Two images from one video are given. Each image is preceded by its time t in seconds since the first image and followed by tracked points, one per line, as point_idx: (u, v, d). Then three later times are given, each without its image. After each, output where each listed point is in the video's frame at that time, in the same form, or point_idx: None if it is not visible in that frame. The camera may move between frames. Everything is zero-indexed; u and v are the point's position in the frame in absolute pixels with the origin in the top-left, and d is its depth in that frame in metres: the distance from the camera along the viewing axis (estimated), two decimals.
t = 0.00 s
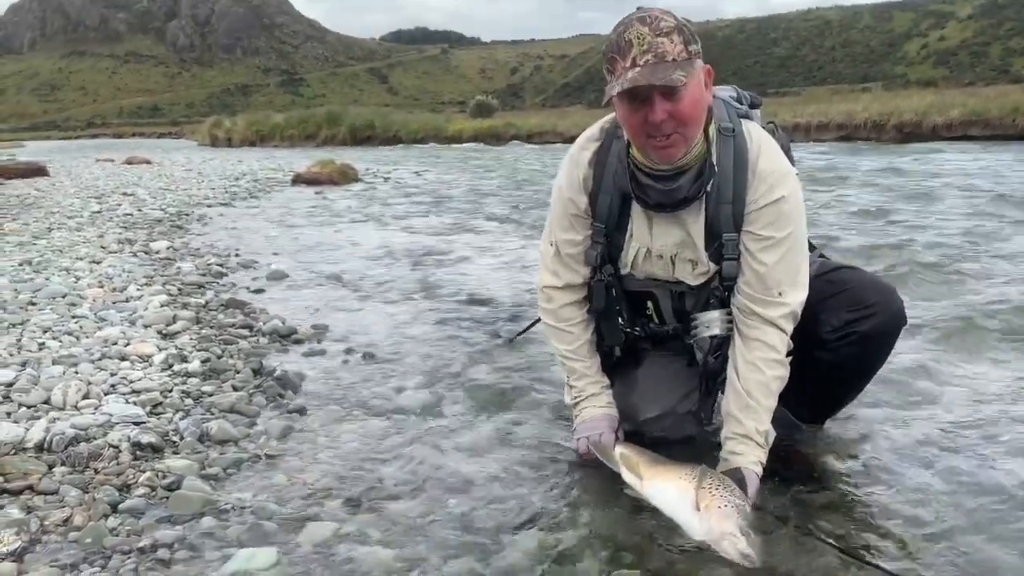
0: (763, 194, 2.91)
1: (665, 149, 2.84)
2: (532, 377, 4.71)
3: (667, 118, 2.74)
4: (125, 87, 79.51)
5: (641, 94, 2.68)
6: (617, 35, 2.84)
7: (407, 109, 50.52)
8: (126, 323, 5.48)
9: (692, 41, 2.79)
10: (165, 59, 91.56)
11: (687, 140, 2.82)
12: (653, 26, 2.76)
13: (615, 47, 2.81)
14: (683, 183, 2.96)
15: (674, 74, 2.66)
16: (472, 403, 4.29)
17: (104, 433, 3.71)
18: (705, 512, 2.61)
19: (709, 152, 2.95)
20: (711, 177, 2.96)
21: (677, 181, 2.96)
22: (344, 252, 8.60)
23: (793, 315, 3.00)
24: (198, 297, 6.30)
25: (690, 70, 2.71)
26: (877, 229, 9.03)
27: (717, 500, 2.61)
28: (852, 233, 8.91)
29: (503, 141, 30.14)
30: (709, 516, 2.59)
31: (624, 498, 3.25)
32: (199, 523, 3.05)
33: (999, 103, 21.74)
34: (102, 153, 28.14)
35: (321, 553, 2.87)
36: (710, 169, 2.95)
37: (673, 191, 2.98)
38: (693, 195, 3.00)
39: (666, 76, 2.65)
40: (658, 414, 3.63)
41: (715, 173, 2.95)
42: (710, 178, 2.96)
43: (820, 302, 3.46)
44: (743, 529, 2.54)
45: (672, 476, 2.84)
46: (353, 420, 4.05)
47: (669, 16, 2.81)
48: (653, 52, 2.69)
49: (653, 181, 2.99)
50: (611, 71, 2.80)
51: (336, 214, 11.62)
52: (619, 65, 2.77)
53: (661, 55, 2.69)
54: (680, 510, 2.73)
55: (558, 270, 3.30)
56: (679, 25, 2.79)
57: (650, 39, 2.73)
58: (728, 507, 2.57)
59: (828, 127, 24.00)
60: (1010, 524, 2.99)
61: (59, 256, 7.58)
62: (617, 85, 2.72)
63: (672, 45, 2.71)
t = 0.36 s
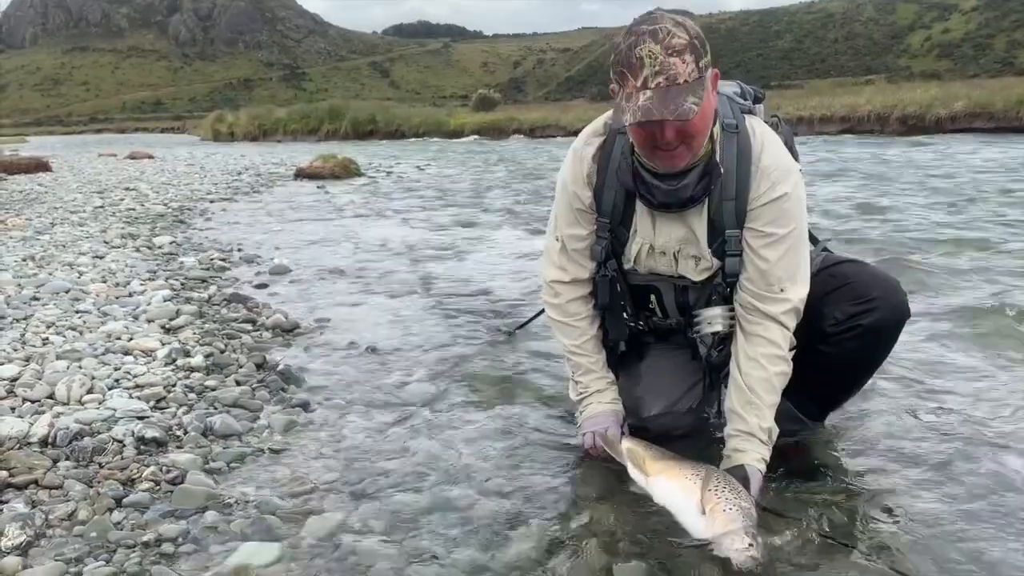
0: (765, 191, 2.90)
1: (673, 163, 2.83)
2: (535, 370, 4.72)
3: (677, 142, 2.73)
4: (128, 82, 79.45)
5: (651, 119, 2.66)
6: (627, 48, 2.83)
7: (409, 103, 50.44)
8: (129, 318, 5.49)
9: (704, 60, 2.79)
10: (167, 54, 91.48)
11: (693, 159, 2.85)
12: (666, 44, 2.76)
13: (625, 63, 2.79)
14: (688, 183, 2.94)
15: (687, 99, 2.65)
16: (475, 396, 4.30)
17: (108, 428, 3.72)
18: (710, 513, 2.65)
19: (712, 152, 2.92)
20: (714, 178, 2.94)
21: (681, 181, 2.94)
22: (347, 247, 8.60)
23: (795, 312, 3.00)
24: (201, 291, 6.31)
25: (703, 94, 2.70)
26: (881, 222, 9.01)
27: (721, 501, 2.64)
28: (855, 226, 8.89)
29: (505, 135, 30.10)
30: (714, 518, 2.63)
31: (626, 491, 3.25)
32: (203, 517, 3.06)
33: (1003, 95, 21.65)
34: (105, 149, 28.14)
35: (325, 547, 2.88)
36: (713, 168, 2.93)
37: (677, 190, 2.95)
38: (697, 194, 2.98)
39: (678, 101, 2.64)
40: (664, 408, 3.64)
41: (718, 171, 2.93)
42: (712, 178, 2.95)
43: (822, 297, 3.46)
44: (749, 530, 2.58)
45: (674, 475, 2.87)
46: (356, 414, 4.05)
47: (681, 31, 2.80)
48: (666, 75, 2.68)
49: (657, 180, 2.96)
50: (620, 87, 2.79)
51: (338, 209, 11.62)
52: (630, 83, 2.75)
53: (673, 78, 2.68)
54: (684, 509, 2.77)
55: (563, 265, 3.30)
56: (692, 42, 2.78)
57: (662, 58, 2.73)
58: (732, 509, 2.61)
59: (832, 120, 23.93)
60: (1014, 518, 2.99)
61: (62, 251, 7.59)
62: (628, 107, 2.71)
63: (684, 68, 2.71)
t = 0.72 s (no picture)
0: (765, 188, 2.91)
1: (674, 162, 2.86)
2: (534, 366, 4.73)
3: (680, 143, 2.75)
4: (127, 75, 79.31)
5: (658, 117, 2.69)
6: (643, 39, 2.84)
7: (410, 98, 50.40)
8: (128, 311, 5.50)
9: (717, 63, 2.81)
10: (166, 48, 91.32)
11: (692, 160, 2.87)
12: (682, 42, 2.77)
13: (640, 56, 2.81)
14: (688, 179, 2.94)
15: (696, 102, 2.68)
16: (474, 391, 4.31)
17: (107, 421, 3.72)
18: (710, 512, 2.66)
19: (713, 149, 2.93)
20: (715, 175, 2.95)
21: (681, 178, 2.94)
22: (347, 242, 8.61)
23: (794, 309, 3.01)
24: (200, 286, 6.32)
25: (712, 98, 2.73)
26: (880, 220, 9.01)
27: (722, 500, 2.65)
28: (854, 224, 8.90)
29: (505, 131, 30.08)
30: (715, 518, 2.63)
31: (623, 487, 3.26)
32: (201, 510, 3.07)
33: (1003, 94, 21.65)
34: (105, 142, 28.10)
35: (324, 540, 2.89)
36: (713, 166, 2.94)
37: (678, 186, 2.96)
38: (697, 191, 2.99)
39: (688, 103, 2.67)
40: (660, 404, 3.66)
41: (718, 168, 2.94)
42: (713, 175, 2.96)
43: (821, 294, 3.47)
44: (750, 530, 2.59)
45: (673, 475, 2.87)
46: (355, 408, 4.06)
47: (699, 29, 2.80)
48: (679, 73, 2.70)
49: (657, 177, 2.97)
50: (631, 78, 2.80)
51: (338, 203, 11.61)
52: (642, 77, 2.77)
53: (685, 78, 2.71)
54: (683, 509, 2.76)
55: (560, 259, 3.30)
56: (708, 43, 2.80)
57: (677, 56, 2.74)
58: (732, 507, 2.62)
59: (832, 117, 23.92)
60: (1010, 518, 3.00)
61: (61, 244, 7.58)
62: (637, 101, 2.73)
63: (697, 69, 2.73)
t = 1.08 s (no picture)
0: (765, 186, 2.91)
1: (674, 161, 2.85)
2: (532, 363, 4.73)
3: (682, 141, 2.74)
4: (125, 70, 79.11)
5: (661, 115, 2.68)
6: (644, 40, 2.83)
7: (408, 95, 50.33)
8: (126, 306, 5.49)
9: (718, 62, 2.81)
10: (164, 42, 91.10)
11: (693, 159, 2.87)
12: (684, 42, 2.76)
13: (641, 56, 2.80)
14: (688, 178, 2.95)
15: (699, 101, 2.67)
16: (472, 388, 4.31)
17: (103, 415, 3.72)
18: (707, 500, 2.68)
19: (712, 148, 2.93)
20: (715, 174, 2.95)
21: (681, 177, 2.95)
22: (344, 238, 8.60)
23: (793, 307, 3.02)
24: (197, 281, 6.31)
25: (714, 97, 2.73)
26: (878, 218, 9.02)
27: (719, 488, 2.68)
28: (851, 222, 8.91)
29: (503, 128, 30.05)
30: (712, 505, 2.65)
31: (621, 485, 3.26)
32: (198, 505, 3.06)
33: (1001, 93, 21.68)
34: (102, 137, 28.04)
35: (320, 535, 2.89)
36: (713, 165, 2.94)
37: (678, 185, 2.96)
38: (697, 190, 2.99)
39: (691, 102, 2.66)
40: (659, 401, 3.65)
41: (717, 167, 2.93)
42: (712, 174, 2.96)
43: (818, 291, 3.48)
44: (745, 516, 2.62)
45: (670, 467, 2.90)
46: (353, 404, 4.06)
47: (701, 29, 2.80)
48: (682, 73, 2.69)
49: (657, 176, 2.97)
50: (633, 78, 2.79)
51: (336, 199, 11.60)
52: (644, 77, 2.76)
53: (688, 77, 2.70)
54: (679, 498, 2.79)
55: (560, 258, 3.30)
56: (709, 43, 2.80)
57: (680, 56, 2.74)
58: (729, 495, 2.65)
59: (830, 116, 23.91)
60: (1008, 516, 3.01)
61: (58, 238, 7.57)
62: (639, 100, 2.71)
63: (699, 69, 2.72)
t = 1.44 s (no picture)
0: (762, 184, 2.91)
1: (672, 160, 2.85)
2: (530, 359, 4.73)
3: (680, 138, 2.75)
4: (124, 64, 78.94)
5: (661, 114, 2.68)
6: (644, 37, 2.82)
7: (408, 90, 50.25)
8: (124, 301, 5.49)
9: (717, 60, 2.80)
10: (164, 36, 90.93)
11: (691, 157, 2.87)
12: (683, 40, 2.76)
13: (640, 53, 2.79)
14: (686, 177, 2.94)
15: (699, 99, 2.68)
16: (470, 384, 4.32)
17: (101, 410, 3.72)
18: (698, 501, 2.76)
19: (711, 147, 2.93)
20: (713, 172, 2.95)
21: (679, 175, 2.94)
22: (343, 233, 8.60)
23: (790, 305, 3.02)
24: (196, 276, 6.30)
25: (713, 96, 2.73)
26: (878, 216, 9.02)
27: (707, 487, 2.75)
28: (851, 220, 8.92)
29: (503, 124, 30.03)
30: (703, 504, 2.74)
31: (618, 481, 3.27)
32: (196, 500, 3.07)
33: (1001, 91, 21.67)
34: (101, 131, 28.01)
35: (318, 530, 2.90)
36: (711, 163, 2.94)
37: (676, 184, 2.96)
38: (695, 188, 2.99)
39: (691, 100, 2.66)
40: (657, 399, 3.65)
41: (716, 165, 2.93)
42: (711, 172, 2.96)
43: (816, 288, 3.48)
44: (736, 509, 2.70)
45: (662, 471, 2.97)
46: (351, 399, 4.06)
47: (700, 26, 2.79)
48: (682, 71, 2.69)
49: (656, 175, 2.97)
50: (632, 76, 2.78)
51: (335, 195, 11.59)
52: (644, 74, 2.75)
53: (688, 75, 2.70)
54: (676, 501, 2.87)
55: (560, 256, 3.30)
56: (709, 40, 2.79)
57: (680, 54, 2.73)
58: (718, 493, 2.73)
59: (831, 113, 23.88)
60: (1004, 514, 3.01)
61: (57, 233, 7.56)
62: (639, 97, 2.71)
63: (699, 66, 2.72)
